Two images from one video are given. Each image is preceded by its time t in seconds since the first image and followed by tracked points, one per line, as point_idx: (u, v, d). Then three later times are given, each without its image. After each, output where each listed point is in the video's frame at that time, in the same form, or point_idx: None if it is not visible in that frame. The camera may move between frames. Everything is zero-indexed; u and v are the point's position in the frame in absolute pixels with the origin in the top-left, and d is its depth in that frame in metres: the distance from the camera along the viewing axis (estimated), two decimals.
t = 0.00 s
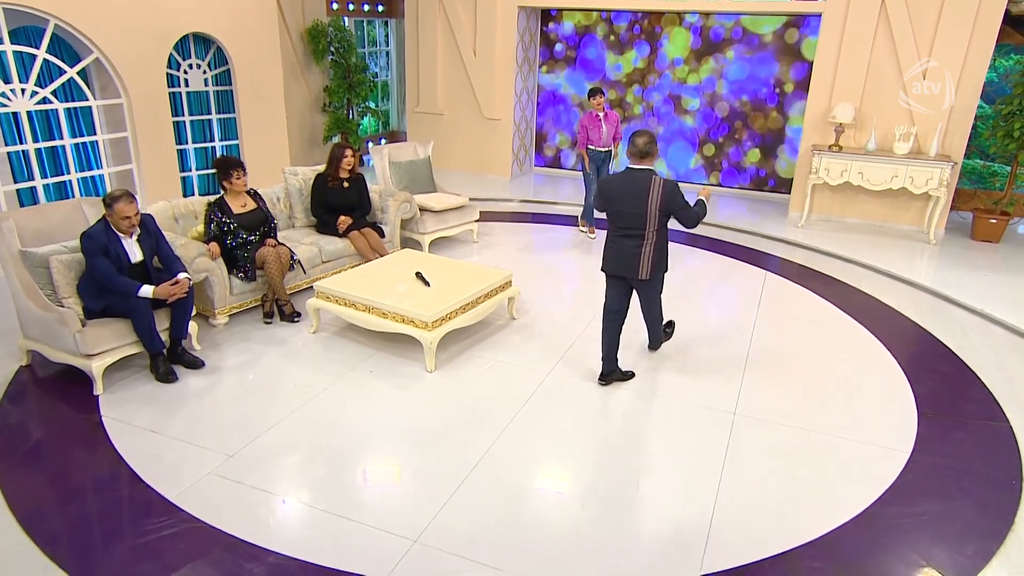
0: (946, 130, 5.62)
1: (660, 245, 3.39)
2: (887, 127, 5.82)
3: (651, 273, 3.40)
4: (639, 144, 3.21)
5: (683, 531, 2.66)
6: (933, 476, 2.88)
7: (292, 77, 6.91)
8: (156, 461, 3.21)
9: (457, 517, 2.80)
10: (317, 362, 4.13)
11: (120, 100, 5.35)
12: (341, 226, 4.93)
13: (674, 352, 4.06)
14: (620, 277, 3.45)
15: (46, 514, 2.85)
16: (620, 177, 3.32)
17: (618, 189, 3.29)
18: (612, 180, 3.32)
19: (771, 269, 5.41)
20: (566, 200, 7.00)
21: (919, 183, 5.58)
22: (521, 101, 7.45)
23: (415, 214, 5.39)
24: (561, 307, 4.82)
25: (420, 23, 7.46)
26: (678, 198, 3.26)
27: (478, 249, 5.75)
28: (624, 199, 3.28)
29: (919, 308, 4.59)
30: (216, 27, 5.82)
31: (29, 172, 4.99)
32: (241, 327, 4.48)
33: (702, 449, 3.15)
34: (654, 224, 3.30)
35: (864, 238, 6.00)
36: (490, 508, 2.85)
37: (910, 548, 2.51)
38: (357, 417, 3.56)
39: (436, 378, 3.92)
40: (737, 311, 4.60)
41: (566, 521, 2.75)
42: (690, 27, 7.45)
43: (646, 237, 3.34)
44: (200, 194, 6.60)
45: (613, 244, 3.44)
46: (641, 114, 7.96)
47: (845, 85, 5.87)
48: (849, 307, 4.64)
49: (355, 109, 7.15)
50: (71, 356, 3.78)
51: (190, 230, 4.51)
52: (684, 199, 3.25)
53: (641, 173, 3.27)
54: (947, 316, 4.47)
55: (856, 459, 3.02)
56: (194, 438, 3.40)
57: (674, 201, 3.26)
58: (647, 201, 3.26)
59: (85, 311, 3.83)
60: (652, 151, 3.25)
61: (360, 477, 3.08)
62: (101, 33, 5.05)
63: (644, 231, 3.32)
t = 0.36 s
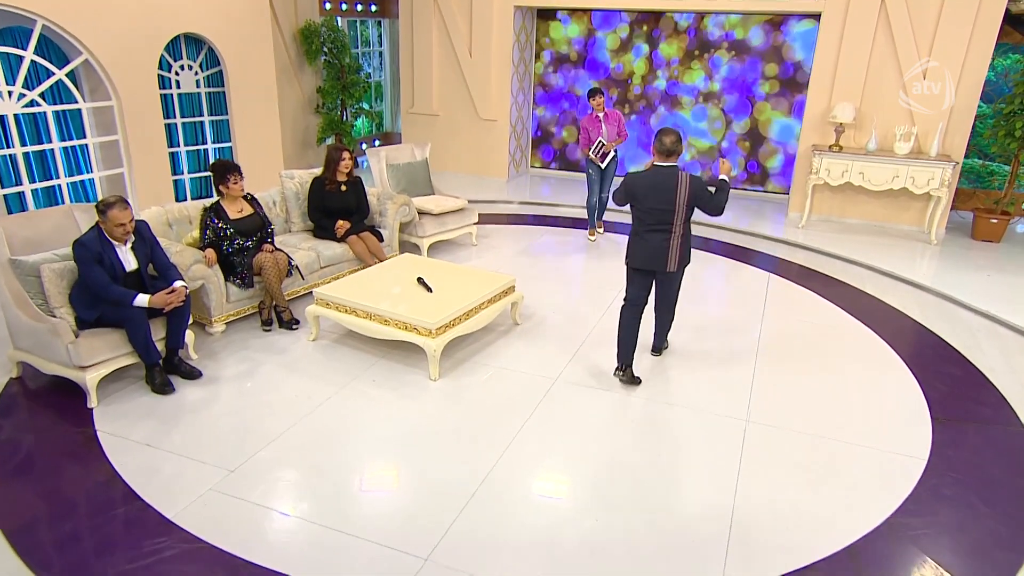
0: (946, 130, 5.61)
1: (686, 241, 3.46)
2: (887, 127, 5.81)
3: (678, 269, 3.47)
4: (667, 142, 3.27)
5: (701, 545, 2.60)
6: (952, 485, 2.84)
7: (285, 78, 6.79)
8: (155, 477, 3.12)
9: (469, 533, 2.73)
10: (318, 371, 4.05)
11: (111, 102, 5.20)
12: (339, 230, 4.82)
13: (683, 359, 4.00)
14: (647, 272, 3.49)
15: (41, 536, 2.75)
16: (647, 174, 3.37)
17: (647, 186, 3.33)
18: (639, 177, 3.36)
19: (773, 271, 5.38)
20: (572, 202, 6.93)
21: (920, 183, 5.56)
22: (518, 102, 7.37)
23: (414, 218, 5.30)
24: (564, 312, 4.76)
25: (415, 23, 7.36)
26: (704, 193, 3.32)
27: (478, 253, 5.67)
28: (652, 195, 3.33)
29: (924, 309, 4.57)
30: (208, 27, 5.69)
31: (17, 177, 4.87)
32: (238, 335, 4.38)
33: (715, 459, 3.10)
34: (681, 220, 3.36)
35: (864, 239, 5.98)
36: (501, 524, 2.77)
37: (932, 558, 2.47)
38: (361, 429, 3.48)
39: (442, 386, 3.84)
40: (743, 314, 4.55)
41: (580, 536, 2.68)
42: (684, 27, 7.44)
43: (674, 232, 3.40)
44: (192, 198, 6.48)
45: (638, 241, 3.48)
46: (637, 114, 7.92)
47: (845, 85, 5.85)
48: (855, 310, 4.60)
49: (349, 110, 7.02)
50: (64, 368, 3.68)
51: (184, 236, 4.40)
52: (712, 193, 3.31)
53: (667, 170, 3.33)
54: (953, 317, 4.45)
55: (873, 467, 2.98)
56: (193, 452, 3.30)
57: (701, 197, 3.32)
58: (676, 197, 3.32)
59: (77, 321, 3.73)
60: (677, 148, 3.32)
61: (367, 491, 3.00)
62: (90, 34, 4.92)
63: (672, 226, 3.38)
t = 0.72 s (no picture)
0: (945, 132, 5.63)
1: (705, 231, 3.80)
2: (886, 130, 5.82)
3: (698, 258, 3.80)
4: (686, 139, 3.60)
5: (724, 560, 2.55)
6: (971, 495, 2.83)
7: (280, 82, 6.71)
8: (160, 495, 3.04)
9: (487, 550, 2.66)
10: (322, 382, 3.98)
11: (104, 107, 5.08)
12: (340, 236, 4.75)
13: (691, 367, 3.98)
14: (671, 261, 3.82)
15: (44, 560, 2.66)
16: (667, 170, 3.70)
17: (669, 182, 3.65)
18: (660, 173, 3.69)
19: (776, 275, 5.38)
20: (574, 207, 6.88)
21: (920, 186, 5.58)
22: (515, 105, 7.32)
23: (415, 223, 5.23)
24: (571, 320, 4.73)
25: (411, 25, 7.29)
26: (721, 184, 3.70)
27: (479, 258, 5.62)
28: (674, 190, 3.65)
29: (929, 314, 4.58)
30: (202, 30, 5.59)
31: (8, 184, 4.75)
32: (239, 345, 4.30)
33: (731, 470, 3.06)
34: (701, 212, 3.70)
35: (864, 242, 6.00)
36: (519, 540, 2.71)
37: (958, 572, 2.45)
38: (370, 442, 3.41)
39: (450, 397, 3.79)
40: (748, 320, 4.54)
41: (600, 553, 2.62)
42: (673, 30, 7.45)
43: (694, 223, 3.74)
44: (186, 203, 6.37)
45: (661, 232, 3.81)
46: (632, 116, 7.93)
47: (843, 87, 5.86)
48: (861, 314, 4.61)
49: (345, 115, 6.96)
50: (61, 382, 3.59)
51: (182, 244, 4.31)
52: (729, 183, 3.69)
53: (686, 166, 3.66)
54: (958, 321, 4.46)
55: (890, 477, 2.96)
56: (198, 469, 3.22)
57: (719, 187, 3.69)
58: (696, 191, 3.65)
59: (75, 333, 3.64)
60: (695, 145, 3.65)
61: (376, 507, 2.94)
62: (84, 37, 4.81)
63: (693, 217, 3.72)
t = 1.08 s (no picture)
0: (939, 136, 5.74)
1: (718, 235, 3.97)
2: (881, 134, 5.93)
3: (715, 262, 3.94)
4: (695, 149, 3.78)
5: (747, 567, 2.59)
6: (982, 498, 2.90)
7: (283, 91, 6.71)
8: (179, 509, 3.04)
9: (512, 560, 2.68)
10: (334, 390, 3.99)
11: (109, 114, 5.05)
12: (347, 243, 4.76)
13: (699, 372, 4.03)
14: (688, 268, 3.96)
15: None
16: (677, 179, 3.85)
17: (680, 191, 3.80)
18: (672, 183, 3.82)
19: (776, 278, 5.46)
20: (579, 211, 6.91)
21: (915, 189, 5.69)
22: (514, 110, 7.37)
23: (420, 228, 5.24)
24: (579, 325, 4.77)
25: (410, 31, 7.30)
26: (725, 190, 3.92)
27: (483, 263, 5.65)
28: (686, 199, 3.82)
29: (929, 315, 4.68)
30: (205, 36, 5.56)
31: (13, 193, 4.72)
32: (248, 353, 4.29)
33: (746, 477, 3.11)
34: (714, 217, 3.86)
35: (861, 244, 6.11)
36: (547, 550, 2.73)
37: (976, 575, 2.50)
38: (387, 451, 3.42)
39: (464, 405, 3.81)
40: (752, 324, 4.61)
41: (624, 559, 2.66)
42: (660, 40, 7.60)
43: (706, 230, 3.90)
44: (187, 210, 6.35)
45: (676, 240, 3.96)
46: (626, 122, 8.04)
47: (839, 92, 5.96)
48: (863, 317, 4.69)
49: (347, 120, 6.91)
50: (72, 394, 3.57)
51: (190, 252, 4.30)
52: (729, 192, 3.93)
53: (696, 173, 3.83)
54: (957, 322, 4.57)
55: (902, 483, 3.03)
56: (215, 482, 3.22)
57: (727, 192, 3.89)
58: (708, 198, 3.82)
59: (86, 344, 3.62)
60: (702, 154, 3.83)
61: (377, 509, 3.00)
62: (87, 46, 4.76)
63: (706, 224, 3.87)
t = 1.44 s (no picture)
0: (932, 139, 5.88)
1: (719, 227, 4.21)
2: (875, 137, 6.06)
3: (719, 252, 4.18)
4: (697, 146, 4.02)
5: (766, 571, 2.65)
6: (993, 501, 2.98)
7: (282, 95, 6.69)
8: (199, 521, 3.04)
9: (537, 569, 2.71)
10: (347, 397, 4.00)
11: (114, 121, 5.01)
12: (353, 248, 4.78)
13: (708, 375, 4.11)
14: (695, 259, 4.20)
15: None
16: (681, 177, 4.07)
17: (687, 186, 4.03)
18: (678, 180, 4.04)
19: (776, 279, 5.56)
20: (589, 215, 6.99)
21: (909, 191, 5.81)
22: (513, 114, 7.41)
23: (424, 233, 5.27)
24: (586, 329, 4.83)
25: (410, 37, 7.31)
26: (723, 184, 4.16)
27: (487, 267, 5.68)
28: (693, 194, 4.04)
29: (928, 316, 4.79)
30: (209, 44, 5.53)
31: (19, 201, 4.68)
32: (257, 361, 4.29)
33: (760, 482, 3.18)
34: (718, 210, 4.10)
35: (857, 245, 6.23)
36: (569, 555, 2.79)
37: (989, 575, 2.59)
38: (404, 460, 3.44)
39: (478, 411, 3.85)
40: (757, 326, 4.69)
41: (646, 564, 2.72)
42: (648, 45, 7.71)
43: (710, 223, 4.14)
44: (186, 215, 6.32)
45: (682, 233, 4.18)
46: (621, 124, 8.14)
47: (834, 96, 6.08)
48: (864, 318, 4.80)
49: (347, 125, 6.88)
50: (84, 405, 3.55)
51: (198, 259, 4.30)
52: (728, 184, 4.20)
53: (699, 170, 4.06)
54: (956, 323, 4.69)
55: (913, 484, 3.11)
56: (233, 494, 3.21)
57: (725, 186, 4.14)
58: (713, 193, 4.05)
59: (97, 354, 3.60)
60: (702, 151, 4.07)
61: (386, 517, 3.04)
62: (89, 54, 4.70)
63: (710, 217, 4.11)
